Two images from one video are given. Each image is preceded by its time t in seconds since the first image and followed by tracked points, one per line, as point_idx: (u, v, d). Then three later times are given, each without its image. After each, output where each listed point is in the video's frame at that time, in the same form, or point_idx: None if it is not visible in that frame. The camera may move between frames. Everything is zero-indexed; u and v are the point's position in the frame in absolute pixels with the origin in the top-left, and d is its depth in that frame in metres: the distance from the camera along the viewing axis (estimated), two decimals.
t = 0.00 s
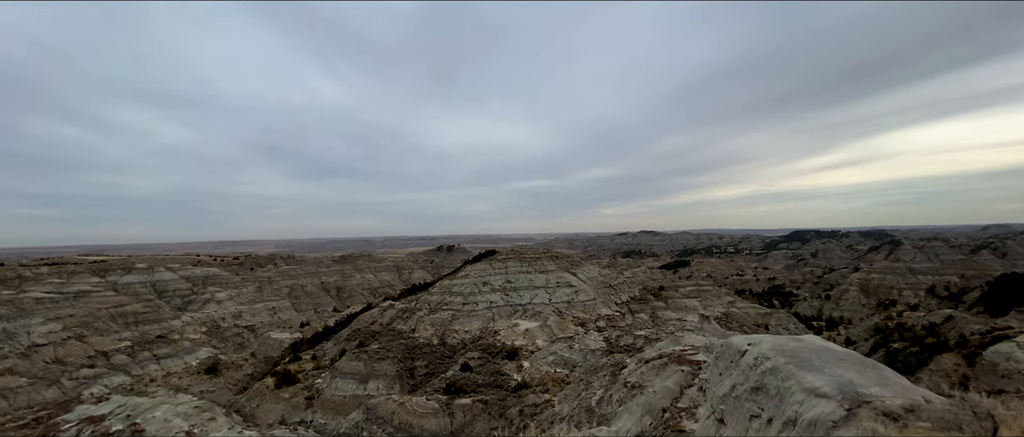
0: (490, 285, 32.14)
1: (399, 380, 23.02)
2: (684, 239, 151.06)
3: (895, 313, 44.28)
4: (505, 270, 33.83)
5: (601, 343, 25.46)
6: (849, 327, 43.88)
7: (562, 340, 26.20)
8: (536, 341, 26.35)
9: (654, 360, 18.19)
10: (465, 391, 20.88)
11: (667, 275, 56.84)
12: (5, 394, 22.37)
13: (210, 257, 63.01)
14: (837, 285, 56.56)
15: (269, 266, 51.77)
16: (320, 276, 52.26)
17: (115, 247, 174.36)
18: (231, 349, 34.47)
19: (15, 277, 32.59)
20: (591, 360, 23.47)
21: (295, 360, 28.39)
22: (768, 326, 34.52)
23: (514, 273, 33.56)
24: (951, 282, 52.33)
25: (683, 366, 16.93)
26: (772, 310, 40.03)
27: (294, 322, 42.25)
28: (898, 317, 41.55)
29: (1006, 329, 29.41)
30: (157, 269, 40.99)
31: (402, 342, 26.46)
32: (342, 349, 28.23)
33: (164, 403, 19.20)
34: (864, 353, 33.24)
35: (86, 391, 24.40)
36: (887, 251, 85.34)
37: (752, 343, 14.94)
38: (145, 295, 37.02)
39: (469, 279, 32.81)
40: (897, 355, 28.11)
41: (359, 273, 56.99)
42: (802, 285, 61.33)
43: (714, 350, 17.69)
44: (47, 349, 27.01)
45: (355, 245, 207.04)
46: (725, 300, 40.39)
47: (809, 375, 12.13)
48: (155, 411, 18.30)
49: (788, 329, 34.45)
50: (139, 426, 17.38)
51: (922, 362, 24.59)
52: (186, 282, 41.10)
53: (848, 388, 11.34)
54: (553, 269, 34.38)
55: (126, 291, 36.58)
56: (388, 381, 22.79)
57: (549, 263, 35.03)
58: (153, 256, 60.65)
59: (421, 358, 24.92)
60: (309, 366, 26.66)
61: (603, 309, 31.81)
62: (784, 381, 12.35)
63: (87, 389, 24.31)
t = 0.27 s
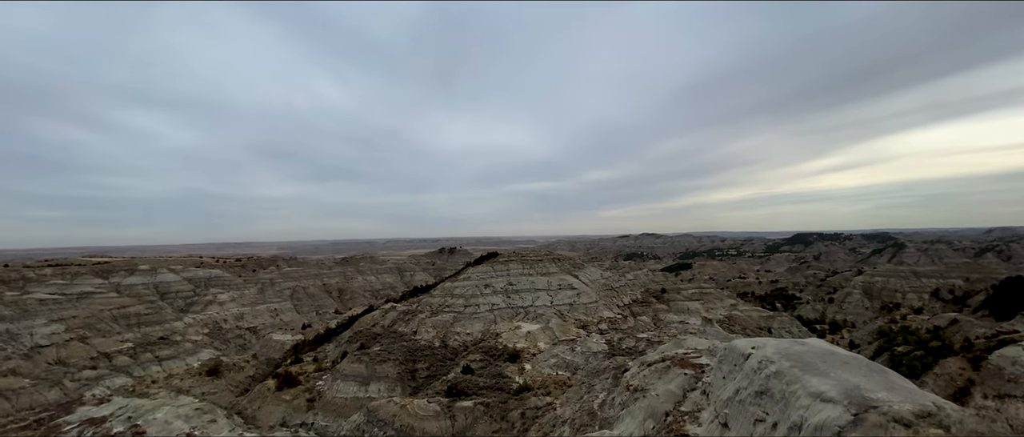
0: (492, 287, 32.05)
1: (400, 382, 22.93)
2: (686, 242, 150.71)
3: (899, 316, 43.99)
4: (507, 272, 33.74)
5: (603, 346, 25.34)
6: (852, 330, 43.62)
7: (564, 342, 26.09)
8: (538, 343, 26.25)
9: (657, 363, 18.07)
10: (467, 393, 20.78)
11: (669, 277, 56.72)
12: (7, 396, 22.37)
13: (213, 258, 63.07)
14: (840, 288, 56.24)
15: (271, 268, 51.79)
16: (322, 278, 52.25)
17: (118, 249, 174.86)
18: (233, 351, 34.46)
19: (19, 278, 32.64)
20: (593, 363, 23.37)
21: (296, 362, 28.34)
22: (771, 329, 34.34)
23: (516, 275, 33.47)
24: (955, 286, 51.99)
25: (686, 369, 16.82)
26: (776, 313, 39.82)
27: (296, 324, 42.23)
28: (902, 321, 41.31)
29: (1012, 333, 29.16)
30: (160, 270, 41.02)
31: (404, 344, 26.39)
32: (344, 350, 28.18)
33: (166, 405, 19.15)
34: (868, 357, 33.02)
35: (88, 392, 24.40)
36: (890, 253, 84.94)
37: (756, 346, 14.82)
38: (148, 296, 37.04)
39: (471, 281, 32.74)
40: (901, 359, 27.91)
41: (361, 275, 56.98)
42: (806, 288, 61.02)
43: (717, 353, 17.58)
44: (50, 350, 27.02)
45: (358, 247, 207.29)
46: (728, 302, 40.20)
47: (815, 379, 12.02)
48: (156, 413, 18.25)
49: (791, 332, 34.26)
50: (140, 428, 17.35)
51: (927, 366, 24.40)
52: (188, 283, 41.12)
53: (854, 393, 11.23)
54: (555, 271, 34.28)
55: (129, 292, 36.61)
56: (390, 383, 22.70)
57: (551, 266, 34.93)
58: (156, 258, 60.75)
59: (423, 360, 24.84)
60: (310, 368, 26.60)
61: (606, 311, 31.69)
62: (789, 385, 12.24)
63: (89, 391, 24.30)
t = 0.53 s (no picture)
0: (494, 290, 31.94)
1: (401, 385, 22.81)
2: (688, 245, 150.30)
3: (903, 321, 43.71)
4: (509, 275, 33.63)
5: (605, 350, 25.22)
6: (856, 334, 43.37)
7: (566, 346, 25.97)
8: (539, 347, 26.14)
9: (659, 367, 17.94)
10: (468, 396, 20.68)
11: (672, 281, 56.52)
12: (10, 396, 22.36)
13: (215, 260, 63.17)
14: (844, 292, 55.90)
15: (273, 270, 51.76)
16: (323, 280, 52.21)
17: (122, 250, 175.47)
18: (235, 352, 34.42)
19: (22, 278, 32.67)
20: (595, 367, 23.25)
21: (298, 364, 28.26)
22: (774, 332, 34.14)
23: (518, 278, 33.36)
24: (959, 290, 51.66)
25: (689, 373, 16.71)
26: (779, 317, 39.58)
27: (298, 325, 42.17)
28: (905, 325, 41.07)
29: (1017, 338, 28.92)
30: (162, 272, 41.03)
31: (405, 347, 26.30)
32: (345, 353, 28.10)
33: (166, 406, 19.08)
34: (871, 361, 32.78)
35: (89, 394, 24.36)
36: (893, 257, 84.52)
37: (759, 351, 14.70)
38: (150, 297, 37.06)
39: (473, 283, 32.64)
40: (904, 363, 27.70)
41: (362, 277, 56.93)
42: (809, 292, 60.67)
43: (720, 357, 17.46)
44: (51, 351, 27.00)
45: (360, 248, 207.40)
46: (731, 306, 40.01)
47: (820, 384, 11.89)
48: (156, 415, 18.19)
49: (794, 336, 34.05)
50: (140, 430, 17.31)
51: (930, 371, 24.21)
52: (190, 285, 41.11)
53: (860, 399, 11.11)
54: (557, 274, 34.15)
55: (131, 293, 36.63)
56: (391, 386, 22.59)
57: (553, 268, 34.81)
58: (159, 259, 60.79)
59: (424, 363, 24.73)
60: (311, 370, 26.53)
61: (608, 315, 31.56)
62: (794, 390, 12.12)
63: (90, 392, 24.26)
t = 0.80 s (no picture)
0: (496, 293, 31.84)
1: (403, 387, 22.72)
2: (691, 248, 149.81)
3: (908, 326, 43.35)
4: (511, 278, 33.54)
5: (608, 354, 25.09)
6: (860, 339, 43.06)
7: (568, 349, 25.84)
8: (542, 350, 26.02)
9: (663, 372, 17.80)
10: (470, 400, 20.59)
11: (675, 284, 56.29)
12: (13, 396, 22.38)
13: (218, 261, 63.32)
14: (848, 297, 55.50)
15: (277, 271, 51.81)
16: (326, 282, 52.23)
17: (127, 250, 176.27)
18: (237, 353, 34.43)
19: (26, 278, 32.77)
20: (598, 371, 23.12)
21: (300, 366, 28.21)
22: (778, 337, 33.91)
23: (520, 280, 33.26)
24: (965, 295, 51.22)
25: (692, 378, 16.59)
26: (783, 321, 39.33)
27: (300, 327, 42.16)
28: (910, 330, 40.75)
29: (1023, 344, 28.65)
30: (166, 272, 41.11)
31: (407, 349, 26.22)
32: (347, 355, 28.04)
33: (168, 407, 19.05)
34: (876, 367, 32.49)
35: (92, 394, 24.38)
36: (898, 262, 83.95)
37: (764, 356, 14.57)
38: (154, 298, 37.13)
39: (475, 286, 32.55)
40: (909, 369, 27.47)
41: (365, 279, 56.92)
42: (813, 296, 60.29)
43: (725, 362, 17.32)
44: (55, 351, 27.04)
45: (363, 250, 207.62)
46: (734, 310, 39.79)
47: (826, 390, 11.77)
48: (158, 416, 18.16)
49: (798, 341, 33.81)
50: (142, 430, 17.28)
51: (936, 377, 23.99)
52: (194, 286, 41.19)
53: (867, 405, 10.98)
54: (560, 277, 34.04)
55: (135, 294, 36.71)
56: (392, 389, 22.51)
57: (556, 271, 34.70)
58: (163, 260, 60.92)
59: (426, 365, 24.64)
60: (313, 372, 26.48)
61: (611, 318, 31.43)
62: (799, 396, 11.99)
63: (93, 392, 24.27)
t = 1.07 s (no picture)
0: (500, 295, 31.75)
1: (406, 389, 22.65)
2: (696, 252, 149.26)
3: (915, 331, 42.94)
4: (514, 280, 33.45)
5: (611, 357, 24.95)
6: (866, 344, 42.70)
7: (572, 352, 25.72)
8: (545, 353, 25.91)
9: (667, 376, 17.66)
10: (472, 402, 20.50)
11: (679, 288, 56.01)
12: (18, 394, 22.46)
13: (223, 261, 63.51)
14: (854, 301, 55.03)
15: (281, 272, 51.93)
16: (330, 282, 52.30)
17: (132, 250, 177.25)
18: (241, 354, 34.47)
19: (33, 277, 32.95)
20: (601, 374, 22.98)
21: (303, 367, 28.20)
22: (783, 342, 33.64)
23: (524, 283, 33.16)
24: (972, 301, 50.68)
25: (697, 382, 16.45)
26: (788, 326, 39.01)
27: (304, 328, 42.21)
28: (917, 335, 40.35)
29: None
30: (171, 272, 41.24)
31: (410, 351, 26.16)
32: (350, 356, 28.00)
33: (171, 407, 19.07)
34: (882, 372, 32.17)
35: (96, 393, 24.45)
36: (905, 267, 83.28)
37: (769, 361, 14.43)
38: (159, 298, 37.26)
39: (478, 288, 32.47)
40: (916, 375, 27.18)
41: (368, 280, 56.97)
42: (818, 301, 59.85)
43: (729, 366, 17.19)
44: (60, 350, 27.14)
45: (367, 252, 208.01)
46: (739, 314, 39.53)
47: (833, 396, 11.64)
48: (161, 416, 18.17)
49: (804, 345, 33.54)
50: (144, 430, 17.29)
51: (943, 384, 23.72)
52: (199, 286, 41.31)
53: (874, 412, 10.85)
54: (563, 280, 33.92)
55: (140, 294, 36.86)
56: (395, 390, 22.44)
57: (559, 274, 34.58)
58: (168, 260, 61.17)
59: (429, 367, 24.56)
60: (316, 373, 26.46)
61: (614, 321, 31.29)
62: (805, 402, 11.86)
63: (97, 391, 24.34)
